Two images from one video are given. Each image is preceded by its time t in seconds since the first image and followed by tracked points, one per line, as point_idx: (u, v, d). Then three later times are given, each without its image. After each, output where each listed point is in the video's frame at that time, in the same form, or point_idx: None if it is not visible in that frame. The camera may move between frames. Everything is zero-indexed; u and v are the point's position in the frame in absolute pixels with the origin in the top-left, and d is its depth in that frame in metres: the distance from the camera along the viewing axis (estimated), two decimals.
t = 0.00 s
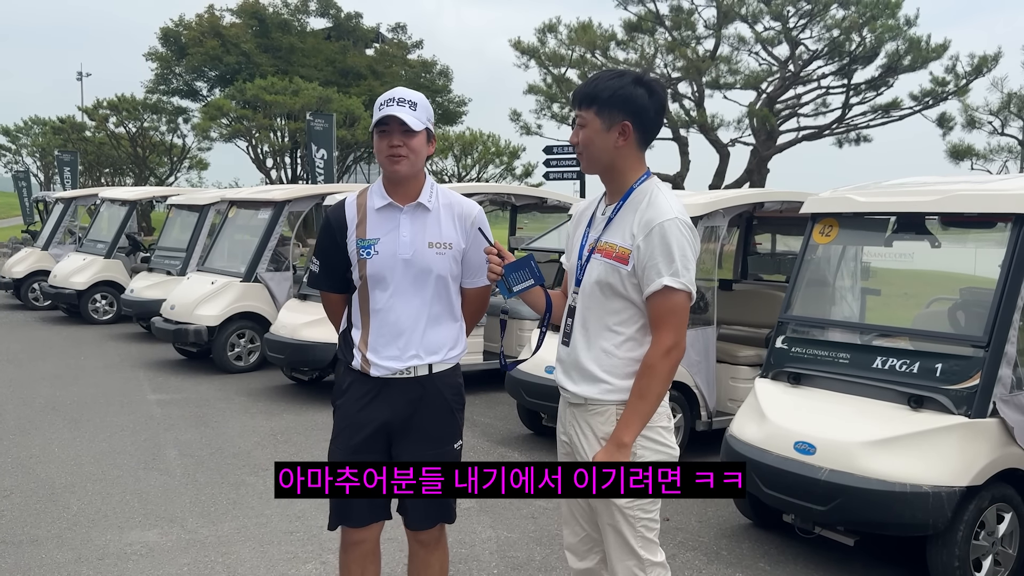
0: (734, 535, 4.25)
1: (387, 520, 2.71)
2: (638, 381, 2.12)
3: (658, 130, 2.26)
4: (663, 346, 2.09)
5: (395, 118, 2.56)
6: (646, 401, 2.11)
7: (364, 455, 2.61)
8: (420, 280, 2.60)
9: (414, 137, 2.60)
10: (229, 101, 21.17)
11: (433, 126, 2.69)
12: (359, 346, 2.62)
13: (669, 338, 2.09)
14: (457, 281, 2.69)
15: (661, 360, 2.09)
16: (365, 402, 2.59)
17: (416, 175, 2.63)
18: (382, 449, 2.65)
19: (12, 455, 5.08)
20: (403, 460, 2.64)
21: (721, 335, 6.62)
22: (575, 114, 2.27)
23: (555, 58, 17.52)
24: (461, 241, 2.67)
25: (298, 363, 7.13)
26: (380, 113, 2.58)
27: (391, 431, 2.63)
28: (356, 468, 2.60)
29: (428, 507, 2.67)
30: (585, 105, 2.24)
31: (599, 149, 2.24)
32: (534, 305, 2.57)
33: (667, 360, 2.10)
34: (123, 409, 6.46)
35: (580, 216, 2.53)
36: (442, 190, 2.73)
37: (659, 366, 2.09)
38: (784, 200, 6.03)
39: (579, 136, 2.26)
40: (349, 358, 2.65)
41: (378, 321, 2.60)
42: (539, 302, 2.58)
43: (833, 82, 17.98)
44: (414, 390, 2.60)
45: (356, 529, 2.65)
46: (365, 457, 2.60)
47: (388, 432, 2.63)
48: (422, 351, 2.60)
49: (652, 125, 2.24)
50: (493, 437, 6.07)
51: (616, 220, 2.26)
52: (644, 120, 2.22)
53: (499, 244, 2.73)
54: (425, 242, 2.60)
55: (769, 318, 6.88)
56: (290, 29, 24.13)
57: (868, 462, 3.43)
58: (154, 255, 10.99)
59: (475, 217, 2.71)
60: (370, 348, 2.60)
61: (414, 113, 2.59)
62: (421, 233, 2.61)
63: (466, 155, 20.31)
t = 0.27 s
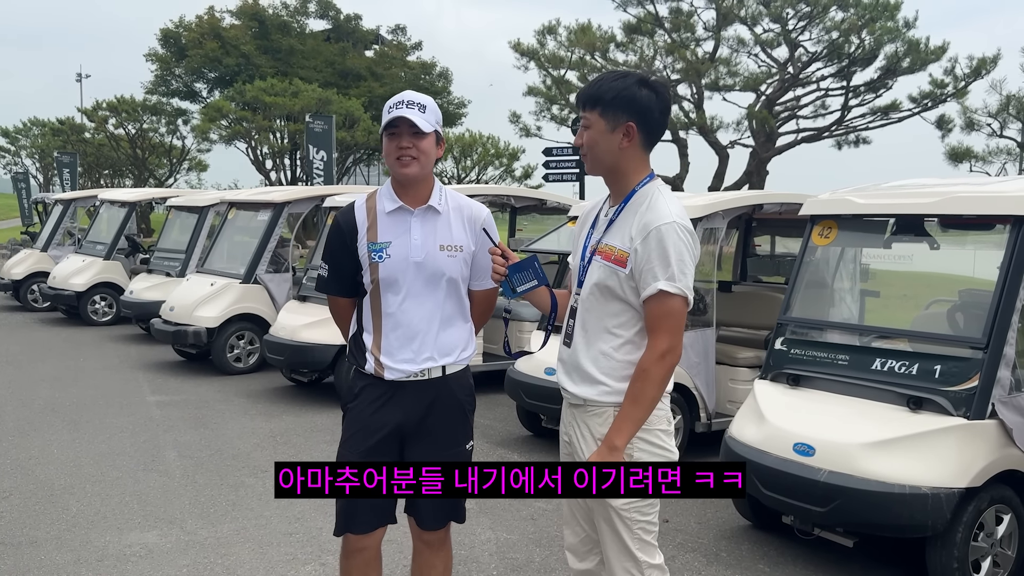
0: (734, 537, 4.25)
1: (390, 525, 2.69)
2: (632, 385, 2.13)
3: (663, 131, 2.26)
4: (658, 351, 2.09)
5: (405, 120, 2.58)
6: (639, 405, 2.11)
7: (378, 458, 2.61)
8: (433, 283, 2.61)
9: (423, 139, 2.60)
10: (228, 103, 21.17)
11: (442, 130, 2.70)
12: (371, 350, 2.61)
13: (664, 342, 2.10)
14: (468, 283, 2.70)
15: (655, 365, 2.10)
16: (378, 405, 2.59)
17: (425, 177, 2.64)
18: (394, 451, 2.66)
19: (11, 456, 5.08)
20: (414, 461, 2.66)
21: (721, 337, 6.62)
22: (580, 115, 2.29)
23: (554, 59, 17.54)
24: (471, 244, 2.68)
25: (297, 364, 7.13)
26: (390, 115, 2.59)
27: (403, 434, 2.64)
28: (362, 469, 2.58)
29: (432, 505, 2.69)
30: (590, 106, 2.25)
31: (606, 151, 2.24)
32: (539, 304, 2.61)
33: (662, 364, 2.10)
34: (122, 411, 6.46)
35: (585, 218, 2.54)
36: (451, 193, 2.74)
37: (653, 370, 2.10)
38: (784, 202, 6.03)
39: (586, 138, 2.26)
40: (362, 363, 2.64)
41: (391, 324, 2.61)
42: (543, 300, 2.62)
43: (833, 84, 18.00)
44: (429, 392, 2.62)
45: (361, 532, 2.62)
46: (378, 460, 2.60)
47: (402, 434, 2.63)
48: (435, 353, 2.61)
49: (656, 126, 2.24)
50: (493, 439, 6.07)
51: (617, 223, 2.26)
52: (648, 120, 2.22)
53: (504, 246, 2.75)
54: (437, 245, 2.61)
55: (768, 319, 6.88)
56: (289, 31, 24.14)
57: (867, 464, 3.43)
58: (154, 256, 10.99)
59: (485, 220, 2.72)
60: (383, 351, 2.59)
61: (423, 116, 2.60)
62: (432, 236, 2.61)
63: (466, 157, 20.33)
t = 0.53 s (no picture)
0: (733, 538, 4.25)
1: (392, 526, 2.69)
2: (637, 387, 2.13)
3: (663, 132, 2.27)
4: (661, 353, 2.09)
5: (413, 121, 2.57)
6: (643, 407, 2.12)
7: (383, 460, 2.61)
8: (438, 284, 2.61)
9: (431, 141, 2.60)
10: (227, 104, 21.17)
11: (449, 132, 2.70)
12: (377, 352, 2.61)
13: (667, 344, 2.10)
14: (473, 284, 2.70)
15: (659, 366, 2.10)
16: (383, 407, 2.59)
17: (432, 179, 2.64)
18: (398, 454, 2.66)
19: (9, 458, 5.07)
20: (418, 463, 2.66)
21: (719, 338, 6.62)
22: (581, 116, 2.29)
23: (553, 61, 17.57)
24: (476, 245, 2.68)
25: (296, 366, 7.12)
26: (398, 116, 2.59)
27: (407, 436, 2.64)
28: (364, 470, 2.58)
29: (434, 506, 2.69)
30: (591, 106, 2.25)
31: (610, 152, 2.24)
32: (540, 305, 2.60)
33: (665, 365, 2.10)
34: (121, 412, 6.45)
35: (587, 219, 2.54)
36: (456, 194, 2.74)
37: (656, 372, 2.10)
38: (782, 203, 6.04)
39: (588, 139, 2.26)
40: (366, 364, 2.64)
41: (396, 325, 2.60)
42: (544, 302, 2.60)
43: (831, 86, 18.02)
44: (434, 394, 2.62)
45: (362, 533, 2.62)
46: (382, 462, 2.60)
47: (407, 436, 2.63)
48: (441, 355, 2.62)
49: (658, 126, 2.25)
50: (492, 440, 6.07)
51: (620, 223, 2.26)
52: (650, 120, 2.23)
53: (504, 246, 2.73)
54: (442, 246, 2.61)
55: (766, 321, 6.89)
56: (288, 33, 24.14)
57: (866, 465, 3.43)
58: (152, 258, 10.98)
59: (489, 221, 2.73)
60: (388, 353, 2.59)
61: (431, 118, 2.60)
62: (437, 238, 2.61)
63: (464, 158, 20.36)
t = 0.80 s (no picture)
0: (730, 539, 4.25)
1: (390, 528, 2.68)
2: (638, 388, 2.12)
3: (663, 132, 2.26)
4: (663, 354, 2.09)
5: (416, 124, 2.56)
6: (645, 409, 2.11)
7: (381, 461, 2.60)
8: (438, 285, 2.60)
9: (433, 145, 2.59)
10: (224, 104, 21.14)
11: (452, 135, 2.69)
12: (376, 353, 2.60)
13: (669, 345, 2.09)
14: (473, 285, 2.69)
15: (661, 367, 2.09)
16: (382, 407, 2.58)
17: (434, 183, 2.64)
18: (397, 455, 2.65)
19: (5, 459, 5.05)
20: (417, 463, 2.65)
21: (717, 339, 6.62)
22: (580, 116, 2.28)
23: (550, 62, 17.58)
24: (476, 246, 2.67)
25: (293, 367, 7.11)
26: (401, 119, 2.57)
27: (406, 437, 2.63)
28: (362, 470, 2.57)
29: (433, 507, 2.69)
30: (591, 106, 2.24)
31: (610, 153, 2.24)
32: (537, 307, 2.59)
33: (667, 367, 2.09)
34: (117, 413, 6.43)
35: (586, 220, 2.53)
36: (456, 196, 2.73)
37: (658, 373, 2.09)
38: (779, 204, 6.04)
39: (588, 140, 2.26)
40: (365, 365, 2.63)
41: (396, 326, 2.60)
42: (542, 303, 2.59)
43: (828, 87, 18.04)
44: (433, 395, 2.61)
45: (359, 534, 2.61)
46: (380, 463, 2.59)
47: (406, 437, 2.62)
48: (441, 356, 2.61)
49: (658, 126, 2.24)
50: (489, 441, 6.06)
51: (620, 224, 2.26)
52: (650, 120, 2.22)
53: (503, 247, 2.71)
54: (442, 247, 2.60)
55: (763, 322, 6.89)
56: (285, 33, 24.11)
57: (864, 466, 3.43)
58: (149, 258, 10.96)
59: (489, 222, 2.72)
60: (387, 354, 2.58)
61: (434, 121, 2.59)
62: (437, 239, 2.61)
63: (462, 159, 20.36)
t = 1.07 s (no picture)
0: (725, 540, 4.24)
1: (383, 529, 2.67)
2: (636, 389, 2.11)
3: (660, 133, 2.25)
4: (660, 354, 2.08)
5: (410, 123, 2.55)
6: (642, 410, 2.10)
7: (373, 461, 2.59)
8: (433, 285, 2.59)
9: (428, 144, 2.58)
10: (220, 104, 21.11)
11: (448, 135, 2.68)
12: (370, 353, 2.60)
13: (667, 345, 2.08)
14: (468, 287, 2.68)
15: (658, 368, 2.08)
16: (376, 408, 2.58)
17: (429, 182, 2.61)
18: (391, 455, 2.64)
19: None
20: (412, 462, 2.64)
21: (713, 340, 6.62)
22: (577, 115, 2.27)
23: (547, 62, 17.59)
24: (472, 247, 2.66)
25: (288, 367, 7.09)
26: (396, 118, 2.57)
27: (400, 438, 2.62)
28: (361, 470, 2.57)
29: (430, 509, 2.68)
30: (588, 106, 2.23)
31: (607, 153, 2.23)
32: (535, 308, 2.59)
33: (664, 367, 2.09)
34: (112, 414, 6.40)
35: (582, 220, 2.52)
36: (453, 197, 2.72)
37: (656, 373, 2.08)
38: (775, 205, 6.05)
39: (583, 139, 2.25)
40: (360, 365, 2.63)
41: (390, 327, 2.59)
42: (539, 305, 2.59)
43: (825, 88, 18.07)
44: (426, 396, 2.60)
45: (350, 534, 2.61)
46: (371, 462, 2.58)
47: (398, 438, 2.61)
48: (434, 357, 2.60)
49: (655, 126, 2.23)
50: (485, 442, 6.05)
51: (616, 225, 2.25)
52: (647, 120, 2.21)
53: (500, 249, 2.69)
54: (438, 248, 2.59)
55: (760, 322, 6.89)
56: (281, 33, 24.08)
57: (861, 467, 3.43)
58: (144, 258, 10.93)
59: (486, 223, 2.71)
60: (381, 354, 2.58)
61: (429, 120, 2.58)
62: (433, 240, 2.60)
63: (459, 159, 20.38)
